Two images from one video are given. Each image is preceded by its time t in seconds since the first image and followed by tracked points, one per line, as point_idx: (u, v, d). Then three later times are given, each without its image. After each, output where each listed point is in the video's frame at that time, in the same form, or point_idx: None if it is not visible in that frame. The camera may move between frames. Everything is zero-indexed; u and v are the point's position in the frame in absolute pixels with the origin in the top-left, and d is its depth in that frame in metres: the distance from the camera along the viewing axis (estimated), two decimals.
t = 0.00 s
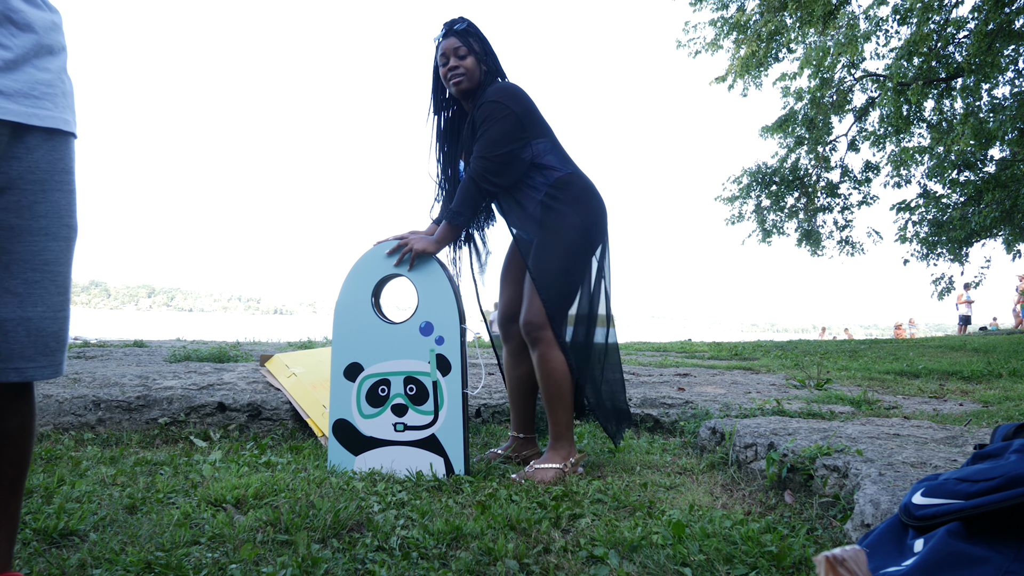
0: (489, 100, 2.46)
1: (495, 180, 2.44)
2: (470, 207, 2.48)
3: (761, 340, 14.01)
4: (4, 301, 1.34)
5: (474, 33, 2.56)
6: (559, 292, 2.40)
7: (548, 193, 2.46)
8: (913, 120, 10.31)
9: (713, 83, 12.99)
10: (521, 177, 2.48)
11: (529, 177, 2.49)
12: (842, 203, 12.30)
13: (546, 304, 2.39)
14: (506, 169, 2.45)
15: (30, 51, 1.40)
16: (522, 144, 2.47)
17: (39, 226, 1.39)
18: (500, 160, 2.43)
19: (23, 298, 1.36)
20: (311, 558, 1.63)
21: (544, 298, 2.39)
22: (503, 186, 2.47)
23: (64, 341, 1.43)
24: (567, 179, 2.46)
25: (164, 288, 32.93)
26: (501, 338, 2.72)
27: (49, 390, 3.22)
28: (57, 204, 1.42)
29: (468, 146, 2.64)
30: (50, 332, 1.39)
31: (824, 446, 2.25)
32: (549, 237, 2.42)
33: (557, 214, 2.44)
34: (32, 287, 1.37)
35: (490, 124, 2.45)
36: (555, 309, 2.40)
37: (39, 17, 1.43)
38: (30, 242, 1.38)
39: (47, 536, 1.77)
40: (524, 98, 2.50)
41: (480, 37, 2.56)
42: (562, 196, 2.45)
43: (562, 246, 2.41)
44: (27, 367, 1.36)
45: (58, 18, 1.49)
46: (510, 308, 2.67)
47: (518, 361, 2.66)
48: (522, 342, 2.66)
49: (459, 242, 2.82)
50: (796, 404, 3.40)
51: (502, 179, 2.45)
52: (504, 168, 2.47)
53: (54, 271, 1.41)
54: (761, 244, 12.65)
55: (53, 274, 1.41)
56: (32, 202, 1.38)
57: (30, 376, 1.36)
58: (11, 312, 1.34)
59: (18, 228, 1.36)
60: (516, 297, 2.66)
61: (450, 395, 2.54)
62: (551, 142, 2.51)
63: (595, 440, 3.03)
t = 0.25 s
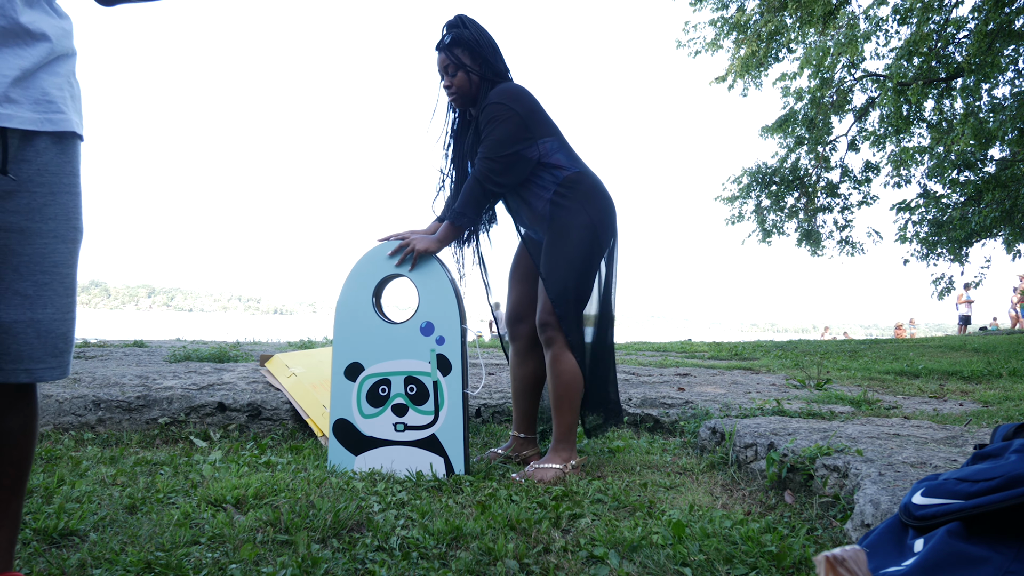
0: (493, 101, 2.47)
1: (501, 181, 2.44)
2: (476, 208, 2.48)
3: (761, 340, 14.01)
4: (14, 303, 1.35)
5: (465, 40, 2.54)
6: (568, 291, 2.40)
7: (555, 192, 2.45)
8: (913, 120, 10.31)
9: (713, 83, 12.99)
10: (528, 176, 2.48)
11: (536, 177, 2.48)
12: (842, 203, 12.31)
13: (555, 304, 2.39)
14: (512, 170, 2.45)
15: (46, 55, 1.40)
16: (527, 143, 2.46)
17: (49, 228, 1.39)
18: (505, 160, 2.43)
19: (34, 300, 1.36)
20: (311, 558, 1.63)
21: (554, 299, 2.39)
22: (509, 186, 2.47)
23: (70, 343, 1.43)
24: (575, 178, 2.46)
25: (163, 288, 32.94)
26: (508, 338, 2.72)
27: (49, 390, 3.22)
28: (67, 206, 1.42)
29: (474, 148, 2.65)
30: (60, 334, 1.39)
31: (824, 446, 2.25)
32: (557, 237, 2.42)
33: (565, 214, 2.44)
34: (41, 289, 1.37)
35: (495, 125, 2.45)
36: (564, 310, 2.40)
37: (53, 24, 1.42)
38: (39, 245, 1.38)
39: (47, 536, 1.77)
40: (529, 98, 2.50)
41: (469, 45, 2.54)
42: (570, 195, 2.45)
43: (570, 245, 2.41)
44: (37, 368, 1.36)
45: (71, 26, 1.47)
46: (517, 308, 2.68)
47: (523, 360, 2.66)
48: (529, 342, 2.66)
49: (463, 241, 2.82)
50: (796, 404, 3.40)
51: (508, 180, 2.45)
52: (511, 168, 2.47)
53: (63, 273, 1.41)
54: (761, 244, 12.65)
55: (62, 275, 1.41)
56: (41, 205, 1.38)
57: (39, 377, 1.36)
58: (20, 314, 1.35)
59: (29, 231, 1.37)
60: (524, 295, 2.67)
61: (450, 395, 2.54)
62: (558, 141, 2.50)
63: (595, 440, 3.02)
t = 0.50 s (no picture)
0: (496, 100, 2.47)
1: (504, 179, 2.44)
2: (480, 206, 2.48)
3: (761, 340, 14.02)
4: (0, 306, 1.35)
5: (464, 42, 2.54)
6: (571, 291, 2.40)
7: (559, 191, 2.45)
8: (913, 120, 10.31)
9: (713, 83, 12.99)
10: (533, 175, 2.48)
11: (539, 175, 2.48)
12: (842, 203, 12.31)
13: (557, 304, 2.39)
14: (515, 168, 2.45)
15: (24, 54, 1.40)
16: (530, 142, 2.46)
17: (31, 229, 1.39)
18: (508, 158, 2.43)
19: (16, 303, 1.36)
20: (311, 558, 1.63)
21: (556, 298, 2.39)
22: (511, 184, 2.47)
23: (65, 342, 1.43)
24: (579, 176, 2.45)
25: (163, 288, 32.96)
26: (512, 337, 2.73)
27: (49, 390, 3.22)
28: (49, 207, 1.41)
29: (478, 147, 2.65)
30: (44, 337, 1.39)
31: (824, 446, 2.25)
32: (561, 236, 2.42)
33: (569, 213, 2.43)
34: (25, 292, 1.37)
35: (498, 124, 2.45)
36: (566, 310, 2.40)
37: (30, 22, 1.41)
38: (22, 246, 1.38)
39: (47, 536, 1.77)
40: (533, 97, 2.50)
41: (467, 48, 2.54)
42: (574, 193, 2.44)
43: (574, 244, 2.41)
44: (23, 371, 1.36)
45: (57, 20, 1.46)
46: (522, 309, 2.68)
47: (526, 360, 2.68)
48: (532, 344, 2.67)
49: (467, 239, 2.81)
50: (796, 404, 3.40)
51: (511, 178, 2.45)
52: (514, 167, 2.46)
53: (47, 275, 1.40)
54: (761, 244, 12.65)
55: (48, 277, 1.40)
56: (23, 206, 1.38)
57: (26, 380, 1.36)
58: (5, 317, 1.35)
59: (9, 233, 1.37)
60: (528, 295, 2.67)
61: (450, 395, 2.54)
62: (562, 140, 2.50)
63: (595, 439, 3.02)
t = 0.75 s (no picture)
0: (496, 101, 2.47)
1: (504, 179, 2.44)
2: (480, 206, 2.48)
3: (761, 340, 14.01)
4: None
5: (460, 46, 2.54)
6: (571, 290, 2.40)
7: (560, 190, 2.45)
8: (913, 120, 10.31)
9: (713, 83, 12.99)
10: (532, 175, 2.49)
11: (539, 175, 2.48)
12: (842, 203, 12.31)
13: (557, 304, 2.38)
14: (514, 169, 2.45)
15: None
16: (530, 141, 2.46)
17: (3, 228, 1.38)
18: (508, 159, 2.43)
19: None
20: (311, 557, 1.63)
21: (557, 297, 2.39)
22: (511, 184, 2.47)
23: (44, 339, 1.44)
24: (580, 175, 2.45)
25: (163, 288, 32.99)
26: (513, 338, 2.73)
27: (49, 390, 3.23)
28: (21, 206, 1.40)
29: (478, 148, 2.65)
30: (19, 338, 1.39)
31: (824, 446, 2.25)
32: (562, 235, 2.42)
33: (570, 211, 2.43)
34: None
35: (497, 124, 2.45)
36: (566, 310, 2.39)
37: None
38: None
39: (47, 536, 1.77)
40: (533, 96, 2.50)
41: (464, 51, 2.54)
42: (574, 192, 2.44)
43: (575, 243, 2.41)
44: None
45: (28, 13, 1.45)
46: (523, 309, 2.68)
47: (528, 361, 2.68)
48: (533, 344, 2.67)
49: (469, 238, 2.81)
50: (796, 404, 3.40)
51: (510, 178, 2.45)
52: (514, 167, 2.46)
53: (21, 275, 1.40)
54: (761, 244, 12.65)
55: (19, 277, 1.40)
56: None
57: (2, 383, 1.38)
58: None
59: None
60: (530, 296, 2.67)
61: (450, 395, 2.54)
62: (562, 139, 2.51)
63: (594, 439, 3.02)
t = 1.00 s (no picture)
0: (495, 101, 2.47)
1: (505, 179, 2.44)
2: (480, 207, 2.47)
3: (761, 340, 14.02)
4: None
5: (457, 48, 2.54)
6: (570, 290, 2.39)
7: (561, 190, 2.45)
8: (913, 120, 10.31)
9: (713, 83, 12.99)
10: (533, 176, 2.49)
11: (540, 175, 2.48)
12: (842, 203, 12.31)
13: (556, 304, 2.38)
14: (514, 169, 2.45)
15: None
16: (530, 141, 2.46)
17: None
18: (507, 159, 2.43)
19: None
20: (311, 557, 1.63)
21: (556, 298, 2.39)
22: (511, 185, 2.47)
23: (30, 339, 1.44)
24: (581, 175, 2.45)
25: (163, 288, 33.02)
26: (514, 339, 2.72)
27: (49, 390, 3.22)
28: (5, 205, 1.40)
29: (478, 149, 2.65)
30: (6, 338, 1.39)
31: (824, 446, 2.25)
32: (562, 236, 2.42)
33: (571, 212, 2.43)
34: None
35: (498, 124, 2.45)
36: (565, 311, 2.39)
37: None
38: None
39: (47, 536, 1.77)
40: (532, 96, 2.50)
41: (463, 53, 2.54)
42: (575, 192, 2.44)
43: (575, 244, 2.41)
44: None
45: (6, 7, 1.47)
46: (524, 309, 2.68)
47: (528, 361, 2.67)
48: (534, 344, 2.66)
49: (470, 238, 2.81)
50: (796, 404, 3.40)
51: (510, 179, 2.45)
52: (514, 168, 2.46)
53: (4, 275, 1.40)
54: (761, 244, 12.65)
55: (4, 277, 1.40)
56: None
57: None
58: None
59: None
60: (530, 296, 2.67)
61: (450, 394, 2.54)
62: (563, 139, 2.51)
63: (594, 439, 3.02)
